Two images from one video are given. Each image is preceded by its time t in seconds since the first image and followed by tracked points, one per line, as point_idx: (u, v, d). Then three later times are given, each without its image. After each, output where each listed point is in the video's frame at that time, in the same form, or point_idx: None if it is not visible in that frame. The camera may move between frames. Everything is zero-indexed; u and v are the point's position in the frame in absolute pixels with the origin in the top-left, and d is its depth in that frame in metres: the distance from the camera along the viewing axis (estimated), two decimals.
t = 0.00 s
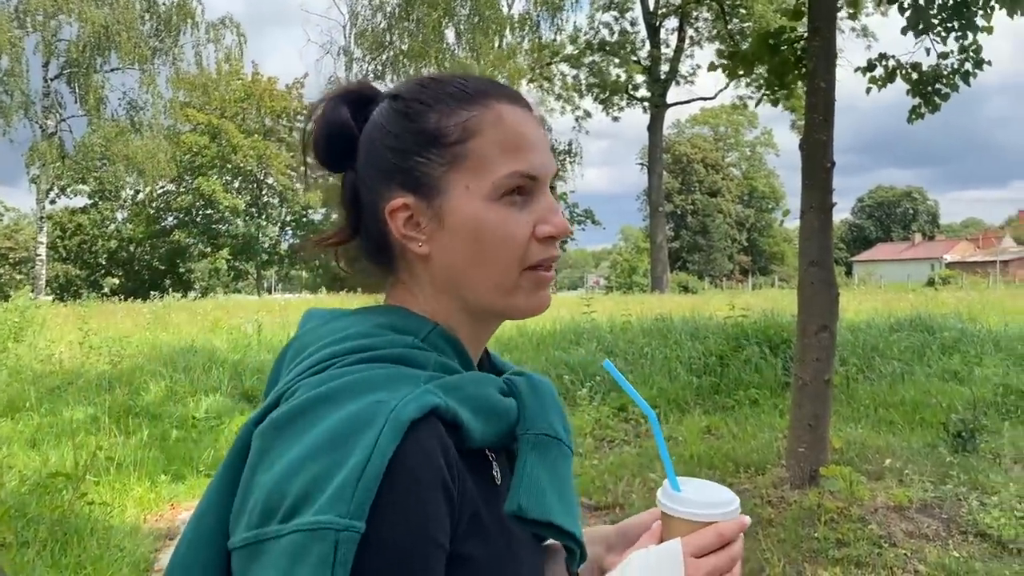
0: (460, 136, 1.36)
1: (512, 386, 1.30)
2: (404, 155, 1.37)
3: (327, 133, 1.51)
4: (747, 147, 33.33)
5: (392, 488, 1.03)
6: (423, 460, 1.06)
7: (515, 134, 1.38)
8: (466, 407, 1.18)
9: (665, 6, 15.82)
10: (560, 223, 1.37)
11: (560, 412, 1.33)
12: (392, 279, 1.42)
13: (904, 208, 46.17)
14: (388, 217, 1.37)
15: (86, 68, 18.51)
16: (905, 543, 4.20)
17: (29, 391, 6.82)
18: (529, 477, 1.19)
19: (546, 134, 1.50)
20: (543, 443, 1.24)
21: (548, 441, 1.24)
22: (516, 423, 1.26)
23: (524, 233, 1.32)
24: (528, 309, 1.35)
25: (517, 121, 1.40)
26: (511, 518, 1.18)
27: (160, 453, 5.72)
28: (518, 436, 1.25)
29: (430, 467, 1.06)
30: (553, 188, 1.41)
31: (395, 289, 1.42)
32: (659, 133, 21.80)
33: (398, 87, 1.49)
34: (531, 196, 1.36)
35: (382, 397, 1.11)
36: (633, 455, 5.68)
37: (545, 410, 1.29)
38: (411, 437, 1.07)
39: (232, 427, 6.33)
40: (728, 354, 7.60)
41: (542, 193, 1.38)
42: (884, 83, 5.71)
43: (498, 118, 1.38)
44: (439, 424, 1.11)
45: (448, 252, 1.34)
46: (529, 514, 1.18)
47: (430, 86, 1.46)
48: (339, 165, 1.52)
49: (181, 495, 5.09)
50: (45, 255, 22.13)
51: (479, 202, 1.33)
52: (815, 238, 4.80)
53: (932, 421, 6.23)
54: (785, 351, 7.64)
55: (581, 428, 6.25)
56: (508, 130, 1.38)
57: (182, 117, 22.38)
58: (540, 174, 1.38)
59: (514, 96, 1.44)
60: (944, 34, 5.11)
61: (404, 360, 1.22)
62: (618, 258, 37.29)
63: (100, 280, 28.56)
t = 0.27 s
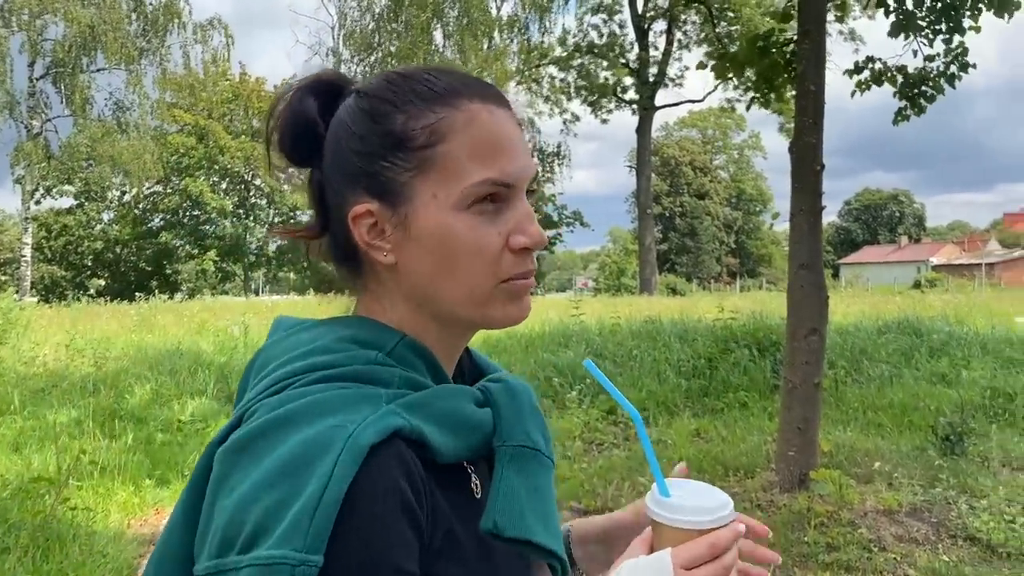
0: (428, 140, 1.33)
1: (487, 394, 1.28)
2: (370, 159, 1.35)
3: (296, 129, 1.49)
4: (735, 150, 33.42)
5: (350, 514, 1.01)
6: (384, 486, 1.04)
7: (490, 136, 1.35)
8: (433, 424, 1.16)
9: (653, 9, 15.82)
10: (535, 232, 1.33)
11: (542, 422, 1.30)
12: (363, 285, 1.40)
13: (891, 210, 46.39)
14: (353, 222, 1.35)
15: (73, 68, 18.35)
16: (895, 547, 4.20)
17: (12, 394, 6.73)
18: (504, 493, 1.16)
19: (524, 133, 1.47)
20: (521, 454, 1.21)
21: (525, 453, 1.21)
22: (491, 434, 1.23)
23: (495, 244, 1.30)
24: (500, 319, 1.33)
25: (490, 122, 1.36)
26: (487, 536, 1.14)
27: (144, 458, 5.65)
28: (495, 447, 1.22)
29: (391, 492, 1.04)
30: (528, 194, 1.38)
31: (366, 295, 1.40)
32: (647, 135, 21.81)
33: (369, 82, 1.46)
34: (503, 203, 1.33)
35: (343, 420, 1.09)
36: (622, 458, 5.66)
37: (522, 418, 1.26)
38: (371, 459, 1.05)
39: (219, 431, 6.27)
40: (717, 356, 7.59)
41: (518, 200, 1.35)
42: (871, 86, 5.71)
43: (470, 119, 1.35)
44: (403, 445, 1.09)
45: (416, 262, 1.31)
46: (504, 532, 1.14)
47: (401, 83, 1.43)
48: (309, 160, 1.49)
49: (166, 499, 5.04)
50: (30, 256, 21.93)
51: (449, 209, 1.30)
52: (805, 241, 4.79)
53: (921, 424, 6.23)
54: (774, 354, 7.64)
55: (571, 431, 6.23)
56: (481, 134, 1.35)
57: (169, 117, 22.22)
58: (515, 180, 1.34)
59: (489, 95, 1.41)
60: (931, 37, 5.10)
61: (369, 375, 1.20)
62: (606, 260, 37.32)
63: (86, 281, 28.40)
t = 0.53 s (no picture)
0: (397, 132, 1.27)
1: (504, 420, 1.22)
2: (353, 150, 1.32)
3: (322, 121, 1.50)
4: (722, 152, 33.45)
5: (364, 535, 0.94)
6: (401, 505, 0.96)
7: (455, 132, 1.25)
8: (452, 445, 1.08)
9: (641, 10, 15.76)
10: (515, 248, 1.22)
11: (565, 454, 1.24)
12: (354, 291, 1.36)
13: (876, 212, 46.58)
14: (335, 222, 1.33)
15: (56, 67, 18.13)
16: (893, 553, 4.14)
17: None
18: (529, 531, 1.10)
19: (537, 132, 1.37)
20: (543, 490, 1.14)
21: (553, 486, 1.15)
22: (513, 468, 1.17)
23: (456, 256, 1.20)
24: (480, 343, 1.23)
25: (465, 110, 1.27)
26: None
27: (128, 464, 5.54)
28: (515, 483, 1.15)
29: (412, 515, 0.96)
30: (515, 202, 1.27)
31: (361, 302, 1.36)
32: (635, 137, 21.77)
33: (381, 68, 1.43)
34: (475, 210, 1.24)
35: (355, 434, 1.02)
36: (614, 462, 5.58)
37: (545, 449, 1.20)
38: (389, 474, 0.98)
39: (204, 435, 6.16)
40: (709, 359, 7.53)
41: (495, 207, 1.24)
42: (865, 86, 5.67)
43: (442, 112, 1.26)
44: (419, 464, 1.01)
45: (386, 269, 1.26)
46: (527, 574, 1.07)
47: (401, 70, 1.38)
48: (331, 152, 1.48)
49: (150, 507, 4.93)
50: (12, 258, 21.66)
51: (412, 213, 1.23)
52: (800, 242, 4.73)
53: (914, 426, 6.19)
54: (766, 356, 7.58)
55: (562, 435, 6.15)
56: (445, 131, 1.25)
57: (154, 118, 22.02)
58: (489, 185, 1.24)
59: (482, 85, 1.32)
60: (925, 37, 5.04)
61: (377, 388, 1.13)
62: (594, 261, 37.28)
63: (70, 283, 27.77)
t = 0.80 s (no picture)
0: (408, 104, 1.27)
1: (543, 468, 1.23)
2: (362, 119, 1.34)
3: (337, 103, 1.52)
4: (708, 153, 33.42)
5: None
6: (418, 557, 0.93)
7: (471, 103, 1.23)
8: (478, 490, 1.07)
9: (628, 10, 15.65)
10: (545, 245, 1.18)
11: (614, 503, 1.25)
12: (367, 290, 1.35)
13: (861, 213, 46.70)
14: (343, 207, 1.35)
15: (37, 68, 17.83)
16: (894, 559, 4.06)
17: None
18: None
19: (576, 97, 1.35)
20: (590, 549, 1.15)
21: (597, 544, 1.16)
22: (553, 521, 1.17)
23: (475, 251, 1.17)
24: (508, 366, 1.19)
25: (482, 76, 1.25)
26: None
27: (108, 471, 5.39)
28: (553, 539, 1.15)
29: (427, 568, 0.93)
30: (550, 187, 1.25)
31: (369, 306, 1.36)
32: (622, 138, 21.68)
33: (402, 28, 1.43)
34: (499, 194, 1.22)
35: (357, 474, 0.98)
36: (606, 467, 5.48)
37: (592, 504, 1.20)
38: (398, 524, 0.94)
39: (187, 441, 6.01)
40: (700, 361, 7.44)
41: (515, 195, 1.22)
42: (858, 84, 5.59)
43: (457, 81, 1.25)
44: (435, 514, 0.98)
45: (398, 267, 1.24)
46: None
47: (422, 28, 1.38)
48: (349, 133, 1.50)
49: (130, 515, 4.79)
50: None
51: (425, 202, 1.22)
52: (796, 241, 4.65)
53: (909, 428, 6.12)
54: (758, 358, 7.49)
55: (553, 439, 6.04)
56: (461, 103, 1.23)
57: (137, 119, 21.72)
58: (511, 167, 1.22)
59: (504, 46, 1.30)
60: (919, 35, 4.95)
61: (391, 417, 1.11)
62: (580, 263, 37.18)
63: (53, 286, 26.59)
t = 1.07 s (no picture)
0: (369, 97, 1.30)
1: (529, 485, 1.26)
2: (325, 118, 1.38)
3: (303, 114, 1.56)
4: (692, 156, 33.48)
5: None
6: None
7: (432, 92, 1.25)
8: (448, 513, 1.08)
9: (611, 12, 15.61)
10: (517, 236, 1.17)
11: (598, 523, 1.28)
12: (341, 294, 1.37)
13: (844, 215, 46.91)
14: (311, 213, 1.38)
15: (17, 70, 17.61)
16: (881, 563, 4.05)
17: None
18: None
19: (549, 82, 1.37)
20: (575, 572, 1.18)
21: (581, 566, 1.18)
22: (535, 543, 1.20)
23: (444, 244, 1.18)
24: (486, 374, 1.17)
25: (442, 65, 1.28)
26: None
27: (87, 477, 5.31)
28: (536, 561, 1.18)
29: None
30: (522, 178, 1.25)
31: (345, 312, 1.38)
32: (606, 140, 21.65)
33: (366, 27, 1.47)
34: (468, 185, 1.23)
35: (312, 502, 0.99)
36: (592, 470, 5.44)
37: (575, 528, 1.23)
38: (351, 555, 0.95)
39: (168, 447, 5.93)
40: (685, 363, 7.42)
41: (483, 187, 1.23)
42: (842, 85, 5.59)
43: (418, 71, 1.28)
44: (394, 542, 0.99)
45: (365, 268, 1.26)
46: None
47: (384, 20, 1.41)
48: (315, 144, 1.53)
49: (109, 522, 4.71)
50: None
51: (390, 197, 1.23)
52: (782, 242, 4.63)
53: (894, 430, 6.11)
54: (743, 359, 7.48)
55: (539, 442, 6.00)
56: (423, 94, 1.25)
57: (118, 121, 21.50)
58: (478, 158, 1.23)
59: (464, 35, 1.32)
60: (903, 35, 4.93)
61: (354, 438, 1.12)
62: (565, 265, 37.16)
63: (33, 290, 25.19)
